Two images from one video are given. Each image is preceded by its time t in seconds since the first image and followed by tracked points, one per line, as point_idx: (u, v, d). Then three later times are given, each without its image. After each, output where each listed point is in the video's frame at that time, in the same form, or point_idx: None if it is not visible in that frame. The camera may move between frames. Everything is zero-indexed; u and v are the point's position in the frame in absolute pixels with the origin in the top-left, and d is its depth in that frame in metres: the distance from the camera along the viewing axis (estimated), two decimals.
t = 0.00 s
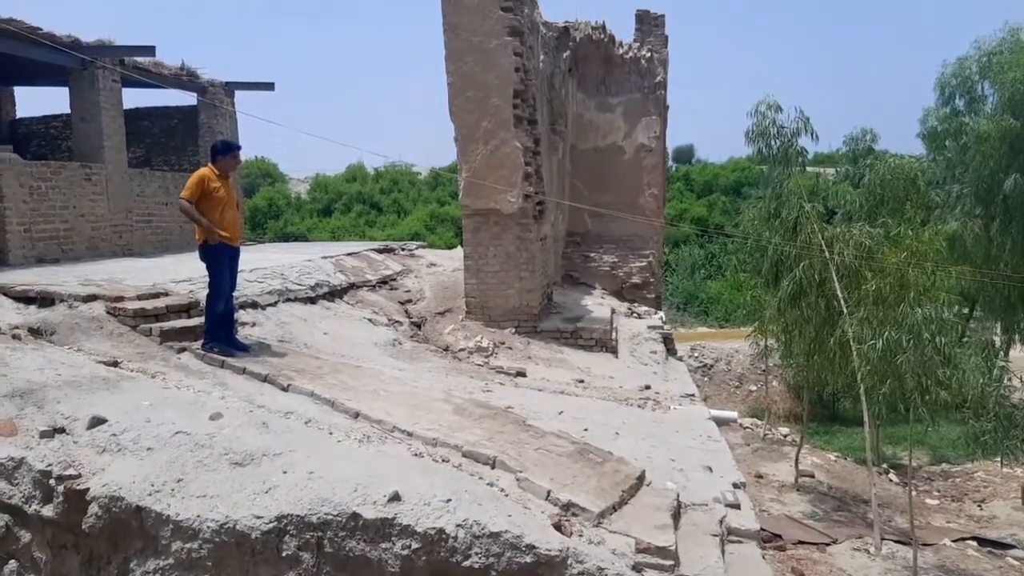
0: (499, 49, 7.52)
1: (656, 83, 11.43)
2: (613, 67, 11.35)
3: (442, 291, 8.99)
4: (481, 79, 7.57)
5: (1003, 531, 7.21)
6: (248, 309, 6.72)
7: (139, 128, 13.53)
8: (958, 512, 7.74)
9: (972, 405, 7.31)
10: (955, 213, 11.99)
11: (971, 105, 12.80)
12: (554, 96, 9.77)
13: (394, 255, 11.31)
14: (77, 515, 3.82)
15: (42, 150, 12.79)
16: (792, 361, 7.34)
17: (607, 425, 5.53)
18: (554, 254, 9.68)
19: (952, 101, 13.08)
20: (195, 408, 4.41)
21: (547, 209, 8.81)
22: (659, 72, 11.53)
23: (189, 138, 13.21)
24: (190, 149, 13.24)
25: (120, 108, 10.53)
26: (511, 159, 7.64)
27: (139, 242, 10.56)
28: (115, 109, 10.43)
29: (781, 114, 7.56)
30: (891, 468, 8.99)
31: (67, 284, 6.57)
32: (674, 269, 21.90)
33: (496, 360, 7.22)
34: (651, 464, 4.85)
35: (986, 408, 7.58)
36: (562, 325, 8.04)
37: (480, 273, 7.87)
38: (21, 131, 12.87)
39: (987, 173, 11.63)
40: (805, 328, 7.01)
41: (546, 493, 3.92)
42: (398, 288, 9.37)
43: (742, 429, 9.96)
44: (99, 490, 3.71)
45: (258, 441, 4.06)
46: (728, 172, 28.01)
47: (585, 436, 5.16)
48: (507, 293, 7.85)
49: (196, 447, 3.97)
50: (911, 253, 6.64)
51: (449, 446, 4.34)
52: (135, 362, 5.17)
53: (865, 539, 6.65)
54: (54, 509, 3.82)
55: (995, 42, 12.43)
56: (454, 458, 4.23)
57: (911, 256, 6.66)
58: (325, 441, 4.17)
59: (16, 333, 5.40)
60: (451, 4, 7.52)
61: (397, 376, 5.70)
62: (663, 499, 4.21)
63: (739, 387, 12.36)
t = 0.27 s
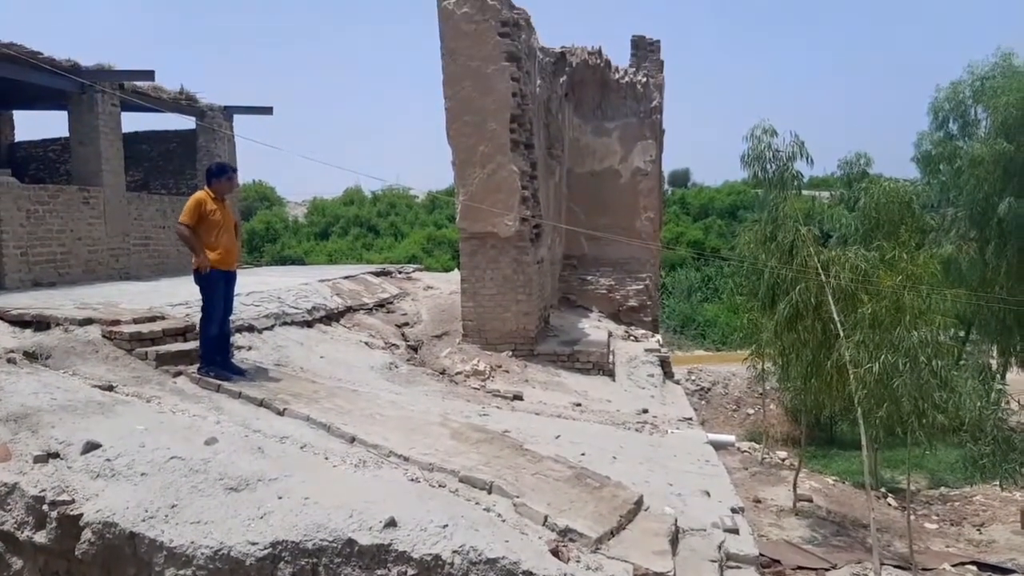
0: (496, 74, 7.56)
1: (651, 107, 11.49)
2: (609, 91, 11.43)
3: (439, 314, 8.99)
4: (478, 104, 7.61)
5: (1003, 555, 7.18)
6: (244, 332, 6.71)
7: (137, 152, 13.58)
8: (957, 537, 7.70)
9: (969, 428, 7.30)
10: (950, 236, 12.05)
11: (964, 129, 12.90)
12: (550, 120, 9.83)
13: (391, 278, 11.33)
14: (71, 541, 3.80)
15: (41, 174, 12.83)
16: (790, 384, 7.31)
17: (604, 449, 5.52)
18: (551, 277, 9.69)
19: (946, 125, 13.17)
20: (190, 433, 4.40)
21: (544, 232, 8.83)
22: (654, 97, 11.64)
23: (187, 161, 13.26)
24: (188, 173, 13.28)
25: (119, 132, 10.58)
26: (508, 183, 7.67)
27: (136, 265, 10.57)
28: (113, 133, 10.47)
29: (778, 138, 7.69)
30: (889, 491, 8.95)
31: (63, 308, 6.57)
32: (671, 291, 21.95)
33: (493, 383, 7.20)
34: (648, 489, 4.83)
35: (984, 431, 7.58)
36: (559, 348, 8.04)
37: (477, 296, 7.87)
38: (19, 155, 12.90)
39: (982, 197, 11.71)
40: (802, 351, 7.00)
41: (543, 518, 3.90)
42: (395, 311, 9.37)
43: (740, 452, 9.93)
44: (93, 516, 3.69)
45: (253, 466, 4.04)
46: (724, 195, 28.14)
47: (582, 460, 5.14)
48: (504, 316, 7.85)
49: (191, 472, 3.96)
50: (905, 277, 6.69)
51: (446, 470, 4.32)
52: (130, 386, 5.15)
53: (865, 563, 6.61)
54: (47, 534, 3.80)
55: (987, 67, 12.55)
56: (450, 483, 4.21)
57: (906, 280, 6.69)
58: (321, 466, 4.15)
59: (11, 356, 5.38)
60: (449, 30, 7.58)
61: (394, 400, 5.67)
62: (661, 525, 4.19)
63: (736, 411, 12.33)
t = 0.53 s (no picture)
0: (496, 84, 7.57)
1: (651, 116, 11.50)
2: (609, 100, 11.45)
3: (439, 322, 8.97)
4: (478, 113, 7.62)
5: (1006, 563, 7.14)
6: (244, 340, 6.69)
7: (138, 161, 13.59)
8: (960, 544, 7.67)
9: (970, 434, 7.24)
10: (951, 243, 12.05)
11: (964, 137, 12.91)
12: (550, 129, 9.83)
13: (392, 286, 11.32)
14: (70, 550, 3.78)
15: (41, 183, 12.84)
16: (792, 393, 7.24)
17: (605, 457, 5.50)
18: (552, 285, 9.68)
19: (946, 133, 13.17)
20: (190, 441, 4.38)
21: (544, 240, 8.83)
22: (654, 106, 11.61)
23: (187, 171, 13.27)
24: (188, 182, 13.29)
25: (119, 142, 10.59)
26: (508, 191, 7.67)
27: (136, 273, 10.56)
28: (114, 142, 10.48)
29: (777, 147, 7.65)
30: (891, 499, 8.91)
31: (63, 316, 6.56)
32: (671, 299, 21.94)
33: (493, 391, 7.18)
34: (650, 497, 4.81)
35: (987, 438, 7.57)
36: (559, 356, 8.02)
37: (477, 303, 7.86)
38: (19, 164, 12.91)
39: (982, 204, 11.72)
40: (803, 359, 6.94)
41: (544, 526, 3.87)
42: (395, 319, 9.36)
43: (741, 461, 9.89)
44: (91, 525, 3.67)
45: (253, 476, 4.02)
46: (724, 204, 28.17)
47: (583, 468, 5.12)
48: (504, 324, 7.84)
49: (190, 481, 3.94)
50: (906, 284, 6.77)
51: (446, 479, 4.30)
52: (130, 395, 5.13)
53: (867, 571, 6.58)
54: (45, 544, 3.78)
55: (986, 75, 12.59)
56: (451, 492, 4.18)
57: (907, 287, 6.77)
58: (321, 475, 4.13)
59: (10, 365, 5.37)
60: (449, 39, 7.59)
61: (394, 409, 5.65)
62: (663, 533, 4.16)
63: (738, 419, 12.30)
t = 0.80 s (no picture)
0: (497, 101, 7.61)
1: (650, 131, 11.52)
2: (609, 117, 11.49)
3: (440, 338, 8.96)
4: (479, 130, 7.65)
5: None
6: (245, 358, 6.69)
7: (140, 179, 13.64)
8: (965, 561, 7.63)
9: (973, 449, 7.25)
10: (951, 257, 12.05)
11: (964, 152, 12.93)
12: (551, 145, 9.87)
13: (393, 302, 11.32)
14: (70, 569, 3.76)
15: (43, 201, 12.88)
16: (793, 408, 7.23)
17: (607, 474, 5.48)
18: (553, 301, 9.67)
19: (945, 147, 13.18)
20: (191, 460, 4.37)
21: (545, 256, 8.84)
22: (654, 122, 11.68)
23: (189, 188, 13.31)
24: (190, 200, 13.33)
25: (122, 159, 10.63)
26: (509, 208, 7.69)
27: (138, 291, 10.57)
28: (116, 160, 10.52)
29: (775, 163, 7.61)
30: (896, 515, 8.87)
31: (64, 334, 6.56)
32: (673, 314, 21.93)
33: (495, 408, 7.16)
34: (652, 514, 4.79)
35: (990, 453, 7.54)
36: (561, 371, 8.01)
37: (478, 320, 7.86)
38: (22, 182, 12.96)
39: (983, 219, 11.74)
40: (805, 374, 6.95)
41: (546, 544, 3.86)
42: (397, 335, 9.36)
43: (744, 477, 9.85)
44: (92, 544, 3.66)
45: (253, 494, 4.01)
46: (725, 219, 28.20)
47: (585, 486, 5.10)
48: (506, 340, 7.83)
49: (191, 499, 3.93)
50: (907, 298, 6.79)
51: (448, 496, 4.28)
52: (131, 413, 5.13)
53: None
54: (46, 563, 3.76)
55: (985, 89, 12.61)
56: (452, 510, 4.17)
57: (908, 302, 6.69)
58: (322, 493, 4.12)
59: (12, 383, 5.37)
60: (450, 57, 7.63)
61: (395, 426, 5.64)
62: (666, 551, 4.14)
63: (741, 435, 12.26)
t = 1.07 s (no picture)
0: (495, 123, 7.64)
1: (648, 154, 11.59)
2: (607, 139, 11.55)
3: (438, 359, 8.95)
4: (477, 151, 7.68)
5: None
6: (242, 379, 6.67)
7: (139, 200, 13.67)
8: None
9: (974, 473, 7.27)
10: (949, 280, 12.06)
11: (960, 175, 12.99)
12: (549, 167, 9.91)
13: (390, 323, 11.31)
14: None
15: (42, 221, 12.89)
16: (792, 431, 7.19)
17: (605, 497, 5.45)
18: (551, 322, 9.66)
19: (941, 170, 13.24)
20: (186, 481, 4.35)
21: (543, 277, 8.84)
22: (651, 145, 11.75)
23: (188, 209, 13.33)
24: (189, 220, 13.36)
25: (121, 180, 10.65)
26: (508, 229, 7.70)
27: (135, 311, 10.55)
28: (116, 180, 10.55)
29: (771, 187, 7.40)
30: (895, 539, 8.82)
31: (61, 354, 6.54)
32: (671, 335, 21.93)
33: (493, 430, 7.13)
34: (651, 537, 4.77)
35: (990, 476, 7.50)
36: (559, 393, 7.99)
37: (476, 341, 7.85)
38: (21, 202, 12.99)
39: (979, 241, 11.77)
40: (803, 397, 6.91)
41: (544, 567, 3.84)
42: (394, 356, 9.34)
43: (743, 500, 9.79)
44: (86, 565, 3.63)
45: (249, 516, 3.99)
46: (722, 241, 28.27)
47: (584, 509, 5.07)
48: (504, 361, 7.82)
49: (186, 521, 3.91)
50: (904, 321, 6.84)
51: (445, 519, 4.26)
52: (127, 434, 5.10)
53: None
54: None
55: (980, 113, 12.70)
56: (449, 532, 4.15)
57: (905, 324, 6.82)
58: (318, 515, 4.11)
59: (8, 403, 5.35)
60: (449, 80, 7.67)
61: (392, 448, 5.61)
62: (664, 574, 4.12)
63: (739, 457, 12.21)
